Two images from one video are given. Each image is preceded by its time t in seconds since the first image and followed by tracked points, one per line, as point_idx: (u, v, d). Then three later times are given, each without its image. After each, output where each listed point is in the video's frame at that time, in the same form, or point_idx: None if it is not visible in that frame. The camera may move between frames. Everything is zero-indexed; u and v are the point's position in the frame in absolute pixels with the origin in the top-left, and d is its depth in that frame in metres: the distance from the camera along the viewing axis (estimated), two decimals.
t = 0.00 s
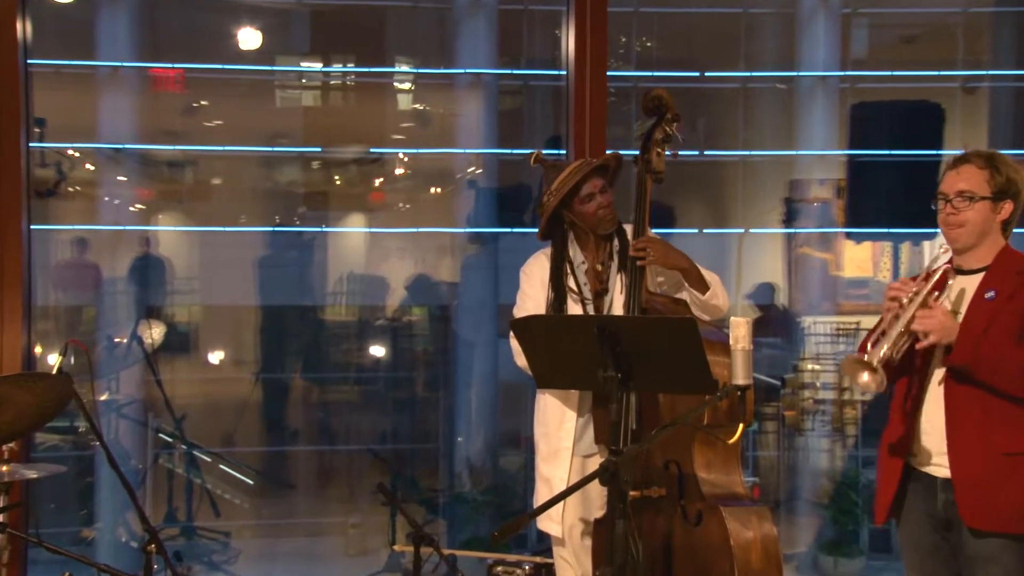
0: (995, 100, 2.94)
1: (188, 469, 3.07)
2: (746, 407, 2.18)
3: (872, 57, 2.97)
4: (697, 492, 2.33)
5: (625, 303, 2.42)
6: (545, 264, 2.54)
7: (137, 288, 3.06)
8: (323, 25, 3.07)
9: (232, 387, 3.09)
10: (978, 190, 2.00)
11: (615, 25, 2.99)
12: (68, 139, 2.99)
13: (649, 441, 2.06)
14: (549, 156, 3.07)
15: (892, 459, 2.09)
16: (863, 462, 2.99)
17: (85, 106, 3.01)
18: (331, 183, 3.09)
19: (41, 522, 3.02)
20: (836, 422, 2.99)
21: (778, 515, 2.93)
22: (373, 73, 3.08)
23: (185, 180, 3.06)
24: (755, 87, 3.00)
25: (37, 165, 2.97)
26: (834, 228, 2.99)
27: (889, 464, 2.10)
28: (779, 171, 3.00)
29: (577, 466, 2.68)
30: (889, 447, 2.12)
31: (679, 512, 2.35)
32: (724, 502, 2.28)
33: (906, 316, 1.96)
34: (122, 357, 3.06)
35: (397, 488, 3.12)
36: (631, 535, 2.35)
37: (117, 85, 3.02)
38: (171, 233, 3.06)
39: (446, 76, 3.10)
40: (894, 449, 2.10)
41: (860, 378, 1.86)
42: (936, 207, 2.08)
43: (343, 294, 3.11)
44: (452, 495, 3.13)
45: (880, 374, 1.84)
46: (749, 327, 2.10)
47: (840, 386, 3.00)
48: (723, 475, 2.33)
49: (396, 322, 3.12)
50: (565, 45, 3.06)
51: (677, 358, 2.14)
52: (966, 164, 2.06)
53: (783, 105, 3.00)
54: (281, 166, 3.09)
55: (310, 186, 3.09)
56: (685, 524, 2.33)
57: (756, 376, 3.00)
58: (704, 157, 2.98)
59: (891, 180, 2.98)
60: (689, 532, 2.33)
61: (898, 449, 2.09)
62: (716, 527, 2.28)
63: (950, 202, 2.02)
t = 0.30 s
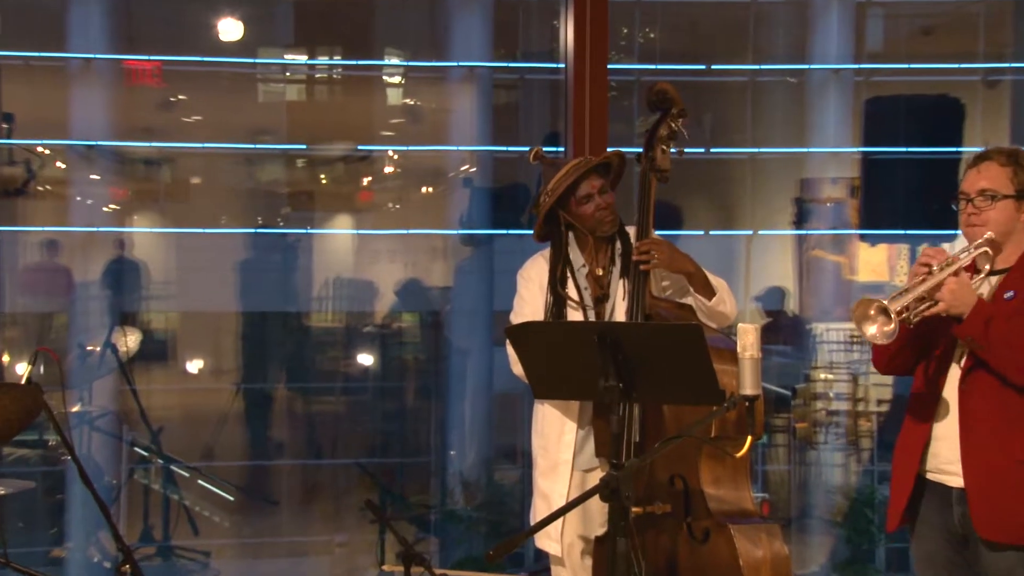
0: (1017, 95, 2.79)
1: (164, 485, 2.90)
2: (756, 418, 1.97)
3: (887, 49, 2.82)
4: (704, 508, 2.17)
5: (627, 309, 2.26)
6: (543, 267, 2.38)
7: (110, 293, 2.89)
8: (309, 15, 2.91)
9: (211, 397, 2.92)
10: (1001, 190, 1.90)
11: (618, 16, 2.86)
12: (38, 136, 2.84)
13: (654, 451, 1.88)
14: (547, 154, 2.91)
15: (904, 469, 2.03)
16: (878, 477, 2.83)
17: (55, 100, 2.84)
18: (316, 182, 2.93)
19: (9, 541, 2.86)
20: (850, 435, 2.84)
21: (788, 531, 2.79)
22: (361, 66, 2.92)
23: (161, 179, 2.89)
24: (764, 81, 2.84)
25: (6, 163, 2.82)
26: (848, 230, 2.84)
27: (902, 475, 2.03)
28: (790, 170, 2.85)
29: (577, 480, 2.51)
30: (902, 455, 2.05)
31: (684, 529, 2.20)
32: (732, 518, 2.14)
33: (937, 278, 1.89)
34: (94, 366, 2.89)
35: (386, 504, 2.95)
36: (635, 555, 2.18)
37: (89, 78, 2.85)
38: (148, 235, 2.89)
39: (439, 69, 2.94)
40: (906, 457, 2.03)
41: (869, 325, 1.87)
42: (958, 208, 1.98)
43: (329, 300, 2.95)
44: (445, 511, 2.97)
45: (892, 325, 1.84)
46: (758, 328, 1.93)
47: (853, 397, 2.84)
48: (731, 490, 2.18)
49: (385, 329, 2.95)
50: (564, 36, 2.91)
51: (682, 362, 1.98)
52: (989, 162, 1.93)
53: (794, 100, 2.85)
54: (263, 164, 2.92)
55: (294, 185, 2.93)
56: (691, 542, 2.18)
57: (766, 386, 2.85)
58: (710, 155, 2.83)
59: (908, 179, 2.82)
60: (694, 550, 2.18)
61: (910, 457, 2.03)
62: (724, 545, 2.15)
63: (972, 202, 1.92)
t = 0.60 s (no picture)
0: None
1: (140, 503, 2.74)
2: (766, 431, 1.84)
3: (904, 41, 2.67)
4: (712, 528, 2.02)
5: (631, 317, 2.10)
6: (542, 271, 2.21)
7: (82, 300, 2.73)
8: (294, 5, 2.75)
9: (190, 410, 2.75)
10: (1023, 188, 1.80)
11: (620, 6, 2.71)
12: (6, 133, 2.68)
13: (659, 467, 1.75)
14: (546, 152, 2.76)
15: (927, 484, 1.89)
16: (896, 494, 2.68)
17: (24, 95, 2.68)
18: (301, 182, 2.77)
19: None
20: (866, 449, 2.68)
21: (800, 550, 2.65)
22: (349, 59, 2.76)
23: (137, 179, 2.73)
24: (775, 76, 2.69)
25: None
26: (863, 232, 2.68)
27: (925, 490, 1.89)
28: (803, 169, 2.70)
29: (576, 497, 2.30)
30: (924, 469, 1.91)
31: (690, 550, 2.04)
32: (742, 538, 1.99)
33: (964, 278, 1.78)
34: (66, 377, 2.73)
35: (375, 523, 2.79)
36: None
37: (60, 72, 2.69)
38: (122, 238, 2.73)
39: (431, 62, 2.77)
40: (927, 471, 1.89)
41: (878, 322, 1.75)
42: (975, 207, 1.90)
43: (314, 307, 2.78)
44: (437, 530, 2.81)
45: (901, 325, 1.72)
46: (768, 337, 1.79)
47: (870, 409, 2.68)
48: (740, 509, 2.04)
49: (374, 338, 2.79)
50: (563, 28, 2.76)
51: (691, 373, 1.83)
52: (1003, 159, 1.85)
53: (806, 95, 2.69)
54: (245, 163, 2.76)
55: (277, 185, 2.77)
56: (698, 564, 2.03)
57: (776, 398, 2.70)
58: (718, 153, 2.67)
59: (926, 179, 2.67)
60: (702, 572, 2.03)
61: (933, 471, 1.89)
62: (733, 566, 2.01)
63: (988, 201, 1.84)
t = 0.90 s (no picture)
0: None
1: (111, 520, 2.58)
2: (774, 443, 1.68)
3: (921, 31, 2.52)
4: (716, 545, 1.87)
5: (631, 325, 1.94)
6: (539, 273, 2.04)
7: (50, 305, 2.57)
8: None
9: (164, 422, 2.59)
10: None
11: None
12: None
13: (660, 483, 1.59)
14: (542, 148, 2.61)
15: (962, 506, 1.74)
16: (914, 511, 2.53)
17: None
18: (282, 179, 2.61)
19: None
20: (881, 463, 2.53)
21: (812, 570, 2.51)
22: (334, 49, 2.61)
23: (107, 177, 2.57)
24: (784, 67, 2.55)
25: None
26: (878, 233, 2.53)
27: (961, 513, 1.74)
28: (814, 166, 2.55)
29: (574, 514, 2.10)
30: (957, 490, 1.76)
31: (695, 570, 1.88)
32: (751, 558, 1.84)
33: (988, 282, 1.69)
34: (32, 387, 2.57)
35: (361, 541, 2.63)
36: None
37: (26, 63, 2.53)
38: (92, 239, 2.57)
39: (420, 53, 2.62)
40: (962, 493, 1.74)
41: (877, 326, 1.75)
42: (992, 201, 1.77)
43: (297, 312, 2.63)
44: (427, 548, 2.65)
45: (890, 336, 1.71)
46: (777, 342, 1.63)
47: (885, 421, 2.53)
48: (746, 526, 1.90)
49: (360, 345, 2.64)
50: (560, 18, 2.61)
51: (693, 383, 1.66)
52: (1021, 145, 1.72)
53: (817, 88, 2.54)
54: (223, 160, 2.61)
55: (257, 183, 2.61)
56: None
57: (786, 408, 2.55)
58: (724, 149, 2.54)
59: (946, 176, 2.51)
60: None
61: (969, 493, 1.73)
62: None
63: (1006, 190, 1.70)
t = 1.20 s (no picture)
0: None
1: (77, 537, 2.43)
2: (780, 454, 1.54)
3: (937, 19, 2.38)
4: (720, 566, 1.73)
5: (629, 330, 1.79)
6: (533, 274, 1.90)
7: (11, 308, 2.41)
8: None
9: (135, 433, 2.44)
10: None
11: None
12: None
13: (661, 496, 1.44)
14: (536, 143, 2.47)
15: (995, 529, 1.62)
16: (931, 527, 2.38)
17: None
18: (260, 175, 2.46)
19: None
20: (896, 476, 2.39)
21: None
22: (315, 37, 2.46)
23: (73, 172, 2.41)
24: (792, 57, 2.40)
25: None
26: (893, 233, 2.39)
27: (994, 537, 1.62)
28: (824, 161, 2.41)
29: (569, 529, 1.94)
30: (988, 510, 1.65)
31: None
32: None
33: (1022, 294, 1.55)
34: None
35: (343, 560, 2.48)
36: None
37: None
38: (57, 239, 2.41)
39: (407, 42, 2.47)
40: (995, 515, 1.63)
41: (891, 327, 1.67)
42: (1012, 198, 1.61)
43: (275, 316, 2.47)
44: (414, 566, 2.50)
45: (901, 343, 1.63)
46: (784, 346, 1.50)
47: (899, 431, 2.39)
48: (750, 542, 1.77)
49: (343, 351, 2.48)
50: (555, 5, 2.47)
51: (700, 389, 1.52)
52: None
53: (828, 79, 2.40)
54: (197, 154, 2.45)
55: (233, 179, 2.46)
56: None
57: (794, 418, 2.40)
58: (729, 144, 2.39)
59: (964, 172, 2.37)
60: None
61: (1002, 515, 1.62)
62: None
63: None
